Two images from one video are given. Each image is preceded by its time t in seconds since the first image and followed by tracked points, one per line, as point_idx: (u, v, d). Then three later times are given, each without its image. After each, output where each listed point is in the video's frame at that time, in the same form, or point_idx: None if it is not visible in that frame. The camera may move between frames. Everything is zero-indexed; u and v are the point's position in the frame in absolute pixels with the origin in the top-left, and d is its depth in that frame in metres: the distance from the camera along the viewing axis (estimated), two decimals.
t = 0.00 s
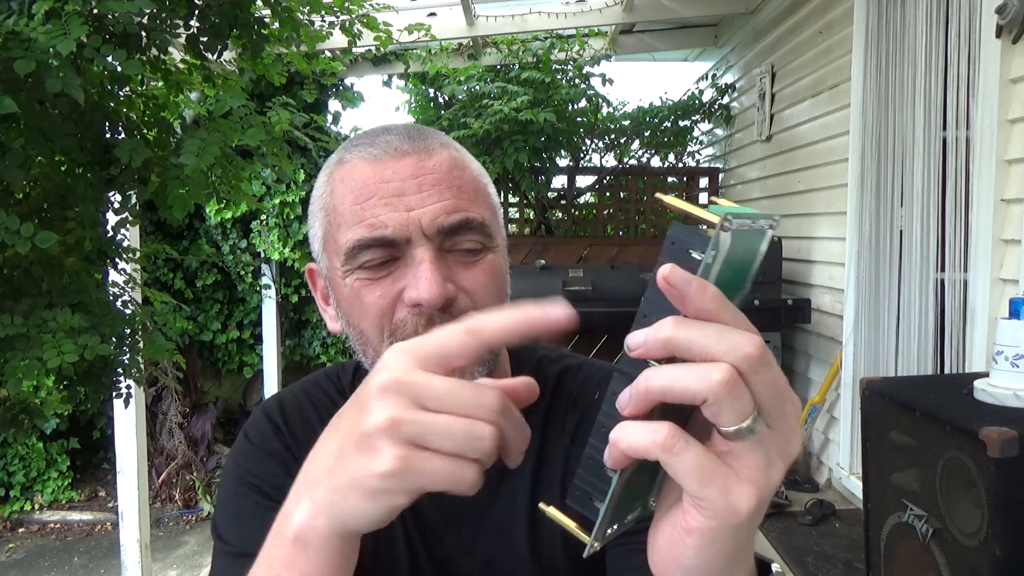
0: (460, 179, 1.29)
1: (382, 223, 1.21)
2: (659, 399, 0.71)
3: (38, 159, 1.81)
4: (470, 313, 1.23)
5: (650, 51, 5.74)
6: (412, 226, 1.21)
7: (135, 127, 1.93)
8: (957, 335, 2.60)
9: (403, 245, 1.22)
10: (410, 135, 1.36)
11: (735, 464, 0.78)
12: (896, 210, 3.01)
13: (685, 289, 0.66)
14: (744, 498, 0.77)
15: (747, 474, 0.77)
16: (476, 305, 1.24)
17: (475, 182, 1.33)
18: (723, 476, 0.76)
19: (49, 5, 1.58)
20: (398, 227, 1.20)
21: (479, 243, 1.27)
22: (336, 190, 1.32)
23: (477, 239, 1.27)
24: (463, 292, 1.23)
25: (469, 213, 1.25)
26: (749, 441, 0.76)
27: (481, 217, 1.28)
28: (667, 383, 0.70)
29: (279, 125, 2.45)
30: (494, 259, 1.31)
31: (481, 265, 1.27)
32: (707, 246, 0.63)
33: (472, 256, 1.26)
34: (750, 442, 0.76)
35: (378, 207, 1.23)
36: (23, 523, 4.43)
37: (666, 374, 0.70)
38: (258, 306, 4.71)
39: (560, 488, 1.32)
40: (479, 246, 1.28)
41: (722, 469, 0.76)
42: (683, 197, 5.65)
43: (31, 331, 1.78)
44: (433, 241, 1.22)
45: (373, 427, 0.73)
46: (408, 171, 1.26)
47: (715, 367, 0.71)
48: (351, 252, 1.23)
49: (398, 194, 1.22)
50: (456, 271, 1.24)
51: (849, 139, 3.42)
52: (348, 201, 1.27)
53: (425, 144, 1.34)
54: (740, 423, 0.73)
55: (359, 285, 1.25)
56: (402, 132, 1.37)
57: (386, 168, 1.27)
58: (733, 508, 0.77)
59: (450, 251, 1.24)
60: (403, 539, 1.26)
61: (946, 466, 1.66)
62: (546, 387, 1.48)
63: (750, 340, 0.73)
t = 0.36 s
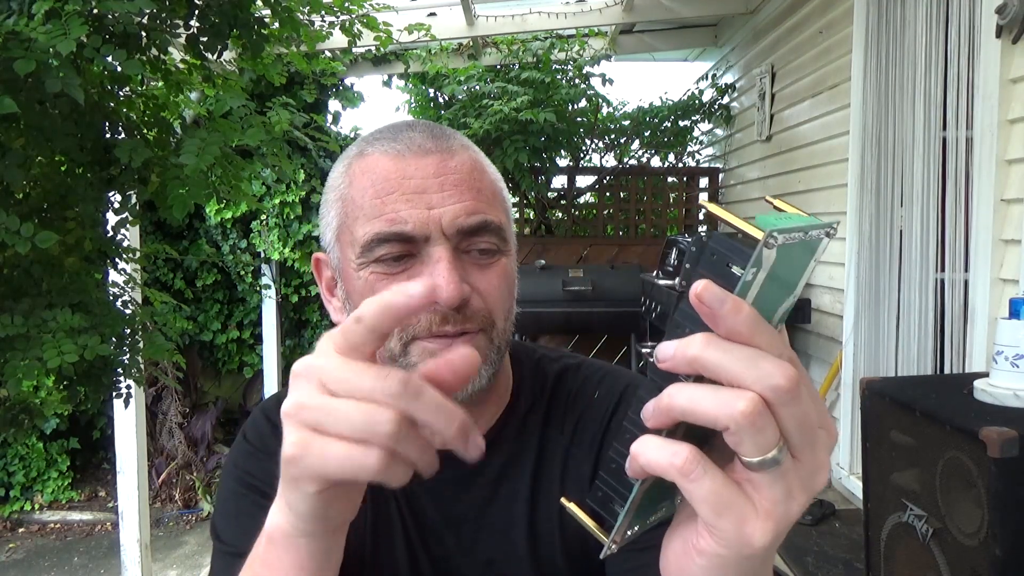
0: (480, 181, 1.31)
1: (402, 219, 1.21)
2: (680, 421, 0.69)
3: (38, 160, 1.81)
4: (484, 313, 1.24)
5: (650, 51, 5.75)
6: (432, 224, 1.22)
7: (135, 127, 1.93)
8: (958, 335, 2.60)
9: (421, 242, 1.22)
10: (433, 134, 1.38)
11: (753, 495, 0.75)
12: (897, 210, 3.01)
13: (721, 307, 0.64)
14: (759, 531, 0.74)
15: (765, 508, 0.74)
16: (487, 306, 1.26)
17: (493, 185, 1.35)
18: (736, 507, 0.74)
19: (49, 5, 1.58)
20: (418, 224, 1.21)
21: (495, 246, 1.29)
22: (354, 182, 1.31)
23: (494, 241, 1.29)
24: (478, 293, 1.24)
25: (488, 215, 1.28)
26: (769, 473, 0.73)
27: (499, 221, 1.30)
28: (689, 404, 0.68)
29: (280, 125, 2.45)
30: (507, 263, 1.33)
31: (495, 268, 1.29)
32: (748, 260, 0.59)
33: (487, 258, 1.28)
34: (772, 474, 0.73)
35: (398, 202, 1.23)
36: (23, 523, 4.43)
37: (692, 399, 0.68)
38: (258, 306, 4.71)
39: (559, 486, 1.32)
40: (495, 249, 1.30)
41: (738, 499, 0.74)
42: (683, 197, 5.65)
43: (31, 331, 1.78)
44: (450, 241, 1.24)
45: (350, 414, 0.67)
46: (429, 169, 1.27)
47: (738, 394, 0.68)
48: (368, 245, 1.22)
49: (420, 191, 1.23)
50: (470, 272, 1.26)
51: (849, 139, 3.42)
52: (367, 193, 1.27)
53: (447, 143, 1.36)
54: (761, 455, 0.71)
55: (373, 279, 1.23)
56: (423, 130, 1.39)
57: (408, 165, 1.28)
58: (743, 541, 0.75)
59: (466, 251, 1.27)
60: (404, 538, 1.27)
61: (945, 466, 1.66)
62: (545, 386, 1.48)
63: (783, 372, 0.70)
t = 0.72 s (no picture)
0: (475, 186, 1.30)
1: (392, 227, 1.24)
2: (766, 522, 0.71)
3: (38, 159, 1.81)
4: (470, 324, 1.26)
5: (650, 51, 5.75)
6: (421, 233, 1.23)
7: (136, 127, 1.93)
8: (958, 335, 2.60)
9: (410, 250, 1.24)
10: (429, 137, 1.36)
11: None
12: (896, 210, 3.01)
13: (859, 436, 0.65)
14: None
15: None
16: (478, 314, 1.27)
17: (489, 189, 1.34)
18: None
19: (49, 5, 1.58)
20: (407, 233, 1.23)
21: (489, 254, 1.29)
22: (349, 187, 1.33)
23: (485, 249, 1.29)
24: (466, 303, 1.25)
25: (479, 224, 1.27)
26: None
27: (492, 228, 1.29)
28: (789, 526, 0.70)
29: (279, 125, 2.45)
30: (501, 269, 1.32)
31: (487, 276, 1.29)
32: (902, 380, 0.61)
33: (479, 265, 1.28)
34: None
35: (389, 209, 1.24)
36: (23, 523, 4.43)
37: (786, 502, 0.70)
38: (258, 306, 4.71)
39: (560, 484, 1.33)
40: (487, 256, 1.29)
41: None
42: (683, 197, 5.65)
43: (31, 331, 1.78)
44: (441, 250, 1.25)
45: (439, 340, 0.82)
46: (422, 175, 1.26)
47: (850, 535, 0.71)
48: (358, 252, 1.26)
49: (411, 199, 1.24)
50: (461, 280, 1.27)
51: (849, 140, 3.42)
52: (360, 199, 1.28)
53: (443, 146, 1.33)
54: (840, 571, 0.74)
55: (364, 286, 1.27)
56: (421, 132, 1.37)
57: (401, 170, 1.27)
58: None
59: (458, 259, 1.27)
60: (404, 539, 1.27)
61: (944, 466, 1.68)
62: (546, 386, 1.48)
63: (901, 513, 0.72)
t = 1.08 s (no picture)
0: (463, 186, 1.29)
1: (377, 228, 1.24)
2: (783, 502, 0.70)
3: (38, 160, 1.81)
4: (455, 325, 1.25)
5: (650, 51, 5.75)
6: (405, 234, 1.23)
7: (136, 127, 1.92)
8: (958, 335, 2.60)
9: (395, 251, 1.24)
10: (420, 137, 1.35)
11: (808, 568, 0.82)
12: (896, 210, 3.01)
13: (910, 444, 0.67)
14: None
15: None
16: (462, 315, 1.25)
17: (479, 190, 1.32)
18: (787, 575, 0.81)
19: (49, 5, 1.58)
20: (392, 234, 1.23)
21: (475, 253, 1.28)
22: (340, 188, 1.34)
23: (472, 250, 1.27)
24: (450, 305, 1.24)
25: (465, 224, 1.26)
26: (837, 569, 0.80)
27: (480, 228, 1.28)
28: (801, 513, 0.69)
29: (280, 125, 2.45)
30: (491, 271, 1.30)
31: (474, 278, 1.27)
32: (953, 370, 0.64)
33: (466, 267, 1.27)
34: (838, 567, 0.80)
35: (375, 211, 1.25)
36: (23, 523, 4.43)
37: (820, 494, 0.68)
38: (258, 306, 4.71)
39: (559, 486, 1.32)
40: (474, 257, 1.28)
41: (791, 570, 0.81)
42: (683, 197, 5.65)
43: (31, 331, 1.78)
44: (426, 251, 1.24)
45: (454, 329, 0.88)
46: (409, 176, 1.26)
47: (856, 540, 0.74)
48: (345, 253, 1.27)
49: (397, 200, 1.24)
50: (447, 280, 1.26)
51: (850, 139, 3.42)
52: (349, 200, 1.29)
53: (433, 147, 1.33)
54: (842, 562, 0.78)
55: (351, 286, 1.29)
56: (413, 133, 1.37)
57: (389, 171, 1.28)
58: None
59: (445, 259, 1.26)
60: (403, 538, 1.27)
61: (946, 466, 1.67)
62: (544, 386, 1.48)
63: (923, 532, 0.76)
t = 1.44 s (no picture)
0: (462, 175, 1.32)
1: (379, 214, 1.25)
2: (805, 457, 0.75)
3: (38, 159, 1.81)
4: (462, 308, 1.27)
5: (650, 51, 5.76)
6: (408, 219, 1.25)
7: (136, 128, 1.93)
8: (958, 335, 2.60)
9: (398, 237, 1.26)
10: (417, 129, 1.38)
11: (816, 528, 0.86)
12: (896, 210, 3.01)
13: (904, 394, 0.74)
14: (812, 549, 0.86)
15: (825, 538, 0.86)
16: (468, 301, 1.28)
17: (477, 179, 1.36)
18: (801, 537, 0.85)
19: (49, 5, 1.58)
20: (394, 219, 1.24)
21: (475, 239, 1.31)
22: (339, 180, 1.34)
23: (472, 235, 1.31)
24: (456, 288, 1.26)
25: (467, 209, 1.29)
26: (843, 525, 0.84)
27: (479, 214, 1.32)
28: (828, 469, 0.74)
29: (280, 126, 2.45)
30: (491, 257, 1.34)
31: (478, 264, 1.31)
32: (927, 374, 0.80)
33: (469, 252, 1.30)
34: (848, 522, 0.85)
35: (377, 197, 1.26)
36: (23, 523, 4.44)
37: (837, 440, 0.73)
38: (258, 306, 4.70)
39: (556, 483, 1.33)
40: (475, 243, 1.31)
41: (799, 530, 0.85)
42: (683, 197, 5.65)
43: (31, 331, 1.78)
44: (428, 235, 1.26)
45: (306, 350, 0.83)
46: (409, 164, 1.29)
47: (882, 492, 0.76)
48: (347, 240, 1.27)
49: (398, 186, 1.26)
50: (451, 265, 1.28)
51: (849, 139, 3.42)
52: (349, 189, 1.30)
53: (430, 137, 1.36)
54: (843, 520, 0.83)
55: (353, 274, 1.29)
56: (409, 126, 1.40)
57: (388, 160, 1.30)
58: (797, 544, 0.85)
59: (447, 245, 1.29)
60: (401, 539, 1.27)
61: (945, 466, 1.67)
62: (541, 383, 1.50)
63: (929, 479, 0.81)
